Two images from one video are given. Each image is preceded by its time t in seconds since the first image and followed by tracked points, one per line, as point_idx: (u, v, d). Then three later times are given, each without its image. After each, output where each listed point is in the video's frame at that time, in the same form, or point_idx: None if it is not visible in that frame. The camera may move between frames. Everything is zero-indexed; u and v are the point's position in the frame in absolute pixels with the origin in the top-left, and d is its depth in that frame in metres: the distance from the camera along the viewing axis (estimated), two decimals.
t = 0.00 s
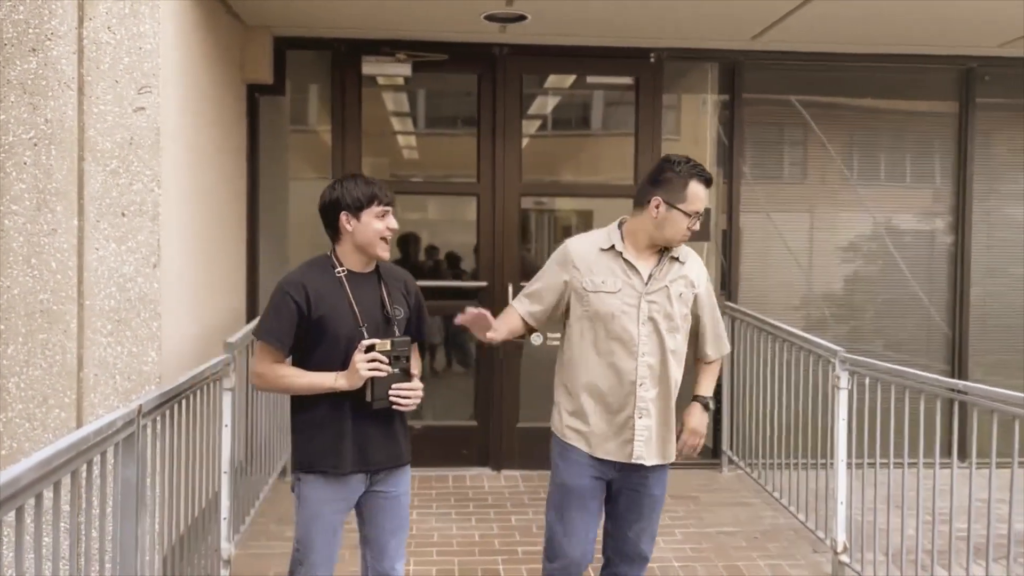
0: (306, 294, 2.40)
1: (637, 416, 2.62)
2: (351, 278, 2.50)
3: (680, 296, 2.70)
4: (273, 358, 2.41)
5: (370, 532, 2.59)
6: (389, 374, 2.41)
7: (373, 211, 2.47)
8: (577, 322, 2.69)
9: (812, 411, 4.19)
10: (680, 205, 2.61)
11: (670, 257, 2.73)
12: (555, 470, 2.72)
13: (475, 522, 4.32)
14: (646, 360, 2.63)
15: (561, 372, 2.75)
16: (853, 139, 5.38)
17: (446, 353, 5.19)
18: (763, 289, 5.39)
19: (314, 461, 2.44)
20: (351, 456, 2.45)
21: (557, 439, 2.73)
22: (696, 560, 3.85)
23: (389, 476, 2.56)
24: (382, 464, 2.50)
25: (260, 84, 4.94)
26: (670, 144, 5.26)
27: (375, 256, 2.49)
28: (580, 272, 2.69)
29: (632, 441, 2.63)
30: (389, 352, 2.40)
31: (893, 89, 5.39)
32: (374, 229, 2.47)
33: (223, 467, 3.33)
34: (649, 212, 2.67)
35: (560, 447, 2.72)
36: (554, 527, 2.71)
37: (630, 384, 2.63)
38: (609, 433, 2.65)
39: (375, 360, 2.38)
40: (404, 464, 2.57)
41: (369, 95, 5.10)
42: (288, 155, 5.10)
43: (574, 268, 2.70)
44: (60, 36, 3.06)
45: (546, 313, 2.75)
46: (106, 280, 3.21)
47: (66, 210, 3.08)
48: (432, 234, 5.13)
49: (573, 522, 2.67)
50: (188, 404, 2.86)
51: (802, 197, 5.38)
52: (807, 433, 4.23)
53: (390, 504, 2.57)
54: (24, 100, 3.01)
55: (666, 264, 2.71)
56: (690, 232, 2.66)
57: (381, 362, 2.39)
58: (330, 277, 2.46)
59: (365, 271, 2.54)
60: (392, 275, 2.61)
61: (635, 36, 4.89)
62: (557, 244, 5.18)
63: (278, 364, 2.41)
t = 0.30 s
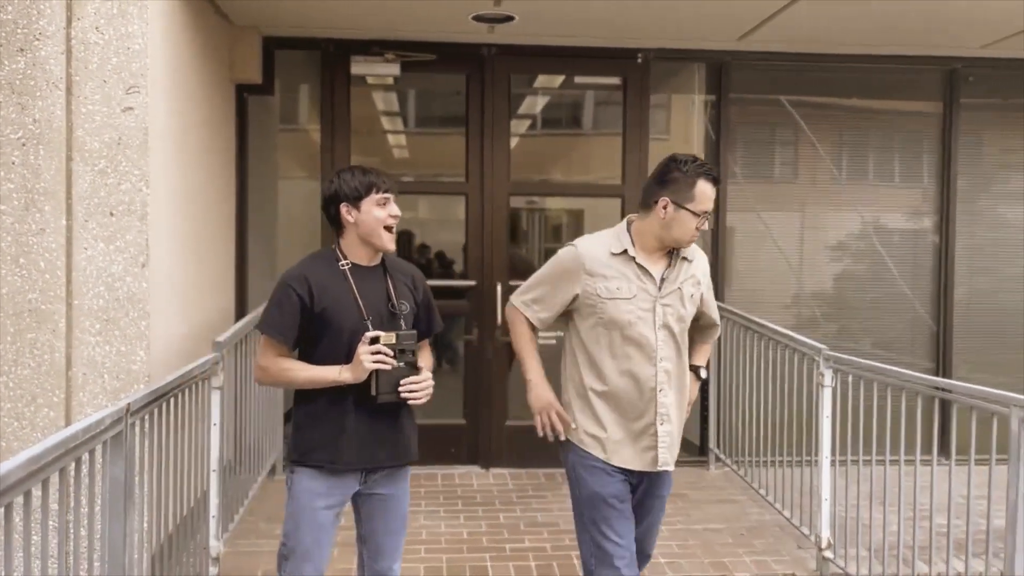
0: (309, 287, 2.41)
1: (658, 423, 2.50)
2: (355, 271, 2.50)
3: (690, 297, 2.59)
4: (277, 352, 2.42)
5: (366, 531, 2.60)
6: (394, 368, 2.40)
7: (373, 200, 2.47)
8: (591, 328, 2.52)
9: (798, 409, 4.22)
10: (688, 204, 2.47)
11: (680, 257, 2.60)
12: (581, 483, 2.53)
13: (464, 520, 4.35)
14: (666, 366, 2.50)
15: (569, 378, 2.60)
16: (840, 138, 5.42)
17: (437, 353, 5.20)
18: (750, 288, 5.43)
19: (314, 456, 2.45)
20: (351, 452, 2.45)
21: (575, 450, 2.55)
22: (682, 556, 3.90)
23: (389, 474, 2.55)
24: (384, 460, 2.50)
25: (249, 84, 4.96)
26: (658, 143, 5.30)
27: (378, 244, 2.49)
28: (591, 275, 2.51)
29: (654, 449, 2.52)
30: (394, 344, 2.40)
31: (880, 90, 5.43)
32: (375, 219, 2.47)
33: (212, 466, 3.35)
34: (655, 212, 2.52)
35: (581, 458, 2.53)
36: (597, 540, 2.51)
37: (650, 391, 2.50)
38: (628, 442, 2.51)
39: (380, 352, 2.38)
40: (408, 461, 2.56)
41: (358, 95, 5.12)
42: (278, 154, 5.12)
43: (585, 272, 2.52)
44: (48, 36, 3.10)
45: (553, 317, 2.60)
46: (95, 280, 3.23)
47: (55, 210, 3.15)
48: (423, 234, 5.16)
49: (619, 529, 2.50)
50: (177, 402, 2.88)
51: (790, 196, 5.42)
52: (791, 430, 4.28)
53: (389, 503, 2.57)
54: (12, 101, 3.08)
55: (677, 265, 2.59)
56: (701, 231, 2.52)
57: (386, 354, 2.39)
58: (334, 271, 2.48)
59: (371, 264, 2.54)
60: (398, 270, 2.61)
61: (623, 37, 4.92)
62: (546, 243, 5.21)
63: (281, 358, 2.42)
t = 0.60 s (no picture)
0: (273, 282, 2.36)
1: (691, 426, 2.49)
2: (321, 268, 2.44)
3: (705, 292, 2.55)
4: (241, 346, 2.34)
5: (339, 537, 2.53)
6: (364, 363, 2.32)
7: (303, 199, 2.41)
8: (616, 336, 2.46)
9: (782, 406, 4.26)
10: (688, 191, 2.45)
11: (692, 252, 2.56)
12: (615, 493, 2.46)
13: (452, 517, 4.37)
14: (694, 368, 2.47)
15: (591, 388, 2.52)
16: (826, 138, 5.47)
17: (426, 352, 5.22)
18: (738, 287, 5.47)
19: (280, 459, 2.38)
20: (318, 453, 2.38)
21: (607, 459, 2.47)
22: (669, 552, 3.93)
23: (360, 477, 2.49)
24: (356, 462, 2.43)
25: (237, 83, 4.97)
26: (647, 141, 5.33)
27: (315, 243, 2.42)
28: (611, 281, 2.43)
29: (686, 452, 2.50)
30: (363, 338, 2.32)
31: (865, 90, 5.48)
32: (305, 218, 2.41)
33: (200, 463, 3.36)
34: (659, 207, 2.50)
35: (615, 467, 2.46)
36: (627, 552, 2.44)
37: (681, 395, 2.47)
38: (662, 448, 2.48)
39: (348, 345, 2.30)
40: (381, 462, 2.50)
41: (347, 94, 5.13)
42: (267, 153, 5.13)
43: (604, 279, 2.44)
44: (35, 36, 3.11)
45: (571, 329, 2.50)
46: (83, 279, 3.23)
47: (42, 209, 3.15)
48: (413, 233, 5.17)
49: (649, 543, 2.45)
50: (165, 401, 2.89)
51: (777, 195, 5.46)
52: (776, 427, 4.32)
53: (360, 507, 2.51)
54: None
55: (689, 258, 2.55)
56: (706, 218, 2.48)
57: (354, 348, 2.31)
58: (300, 267, 2.42)
59: (334, 260, 2.47)
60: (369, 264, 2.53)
61: (610, 37, 4.95)
62: (534, 241, 5.23)
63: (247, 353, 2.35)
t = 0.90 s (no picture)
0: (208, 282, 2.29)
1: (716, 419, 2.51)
2: (263, 271, 2.33)
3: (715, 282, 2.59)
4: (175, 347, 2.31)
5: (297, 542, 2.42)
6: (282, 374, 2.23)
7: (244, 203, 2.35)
8: (645, 334, 2.42)
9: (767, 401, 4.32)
10: (694, 176, 2.45)
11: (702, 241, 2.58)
12: (637, 498, 2.42)
13: (441, 513, 4.40)
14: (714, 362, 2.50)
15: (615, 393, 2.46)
16: (810, 137, 5.53)
17: (415, 350, 5.25)
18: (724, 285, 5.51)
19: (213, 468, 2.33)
20: (246, 461, 2.29)
21: (630, 464, 2.43)
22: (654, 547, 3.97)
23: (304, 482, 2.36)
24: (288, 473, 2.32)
25: (225, 83, 4.98)
26: (634, 140, 5.37)
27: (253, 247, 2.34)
28: (637, 275, 2.40)
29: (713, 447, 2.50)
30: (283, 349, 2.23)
31: (849, 90, 5.54)
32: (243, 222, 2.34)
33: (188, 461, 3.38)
34: (666, 196, 2.49)
35: (641, 473, 2.42)
36: (642, 559, 2.41)
37: (706, 389, 2.49)
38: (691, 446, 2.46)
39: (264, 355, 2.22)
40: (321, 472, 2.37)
41: (335, 93, 5.15)
42: (255, 153, 5.15)
43: (632, 272, 2.39)
44: (22, 36, 3.16)
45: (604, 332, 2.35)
46: (72, 277, 3.26)
47: (30, 208, 3.21)
48: (403, 232, 5.20)
49: (664, 551, 2.43)
50: (153, 399, 2.92)
51: (762, 194, 5.52)
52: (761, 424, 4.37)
53: (310, 515, 2.38)
54: None
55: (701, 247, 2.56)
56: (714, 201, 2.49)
57: (271, 359, 2.22)
58: (241, 268, 2.32)
59: (281, 262, 2.35)
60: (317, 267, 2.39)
61: (596, 37, 5.00)
62: (523, 240, 5.26)
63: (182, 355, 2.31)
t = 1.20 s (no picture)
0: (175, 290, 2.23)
1: (725, 419, 2.43)
2: (228, 278, 2.23)
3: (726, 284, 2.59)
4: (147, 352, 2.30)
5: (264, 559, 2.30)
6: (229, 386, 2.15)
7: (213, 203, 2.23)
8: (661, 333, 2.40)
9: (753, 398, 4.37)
10: (709, 184, 2.41)
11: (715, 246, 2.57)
12: (637, 499, 2.41)
13: (431, 511, 4.44)
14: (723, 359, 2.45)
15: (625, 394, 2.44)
16: (795, 138, 5.59)
17: (404, 350, 5.28)
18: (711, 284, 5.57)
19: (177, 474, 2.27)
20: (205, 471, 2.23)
21: (633, 464, 2.42)
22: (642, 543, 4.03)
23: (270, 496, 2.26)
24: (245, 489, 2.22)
25: (214, 85, 5.00)
26: (622, 140, 5.42)
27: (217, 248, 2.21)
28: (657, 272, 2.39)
29: (721, 446, 2.43)
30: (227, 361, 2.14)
31: (833, 90, 5.60)
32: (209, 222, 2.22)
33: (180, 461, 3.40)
34: (678, 199, 2.47)
35: (645, 477, 2.40)
36: (638, 560, 2.42)
37: (714, 388, 2.42)
38: (698, 445, 2.40)
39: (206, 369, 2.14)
40: (282, 491, 2.25)
41: (325, 94, 5.18)
42: (245, 153, 5.18)
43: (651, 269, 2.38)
44: (12, 38, 3.20)
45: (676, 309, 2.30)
46: (62, 279, 3.28)
47: (21, 210, 3.24)
48: (393, 232, 5.23)
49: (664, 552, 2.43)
50: (145, 399, 2.94)
51: (748, 194, 5.58)
52: (747, 420, 4.43)
53: (274, 526, 2.28)
54: None
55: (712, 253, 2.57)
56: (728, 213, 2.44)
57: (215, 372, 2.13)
58: (207, 275, 2.24)
59: (247, 270, 2.24)
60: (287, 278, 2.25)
61: (583, 39, 5.04)
62: (511, 240, 5.30)
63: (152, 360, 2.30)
